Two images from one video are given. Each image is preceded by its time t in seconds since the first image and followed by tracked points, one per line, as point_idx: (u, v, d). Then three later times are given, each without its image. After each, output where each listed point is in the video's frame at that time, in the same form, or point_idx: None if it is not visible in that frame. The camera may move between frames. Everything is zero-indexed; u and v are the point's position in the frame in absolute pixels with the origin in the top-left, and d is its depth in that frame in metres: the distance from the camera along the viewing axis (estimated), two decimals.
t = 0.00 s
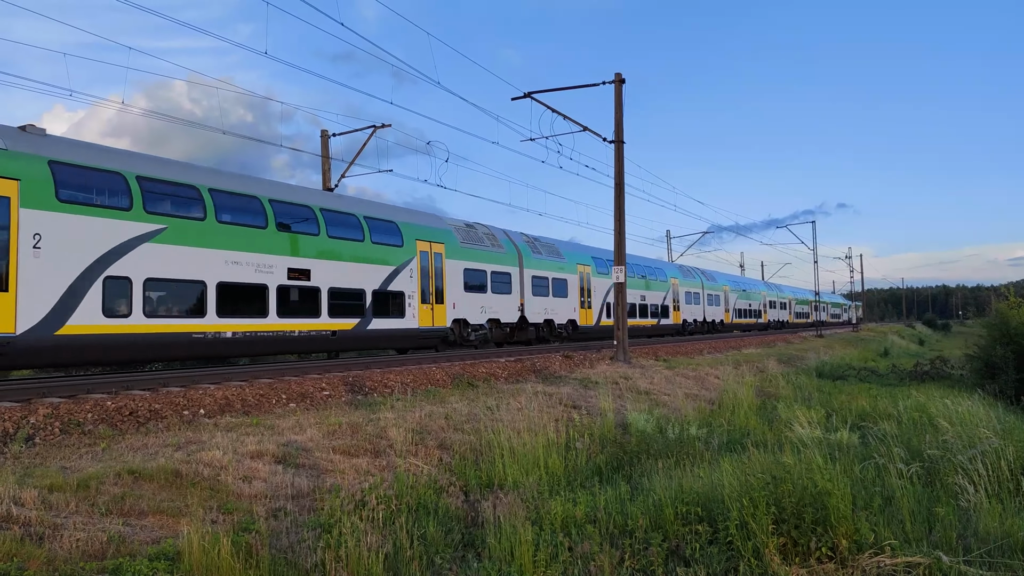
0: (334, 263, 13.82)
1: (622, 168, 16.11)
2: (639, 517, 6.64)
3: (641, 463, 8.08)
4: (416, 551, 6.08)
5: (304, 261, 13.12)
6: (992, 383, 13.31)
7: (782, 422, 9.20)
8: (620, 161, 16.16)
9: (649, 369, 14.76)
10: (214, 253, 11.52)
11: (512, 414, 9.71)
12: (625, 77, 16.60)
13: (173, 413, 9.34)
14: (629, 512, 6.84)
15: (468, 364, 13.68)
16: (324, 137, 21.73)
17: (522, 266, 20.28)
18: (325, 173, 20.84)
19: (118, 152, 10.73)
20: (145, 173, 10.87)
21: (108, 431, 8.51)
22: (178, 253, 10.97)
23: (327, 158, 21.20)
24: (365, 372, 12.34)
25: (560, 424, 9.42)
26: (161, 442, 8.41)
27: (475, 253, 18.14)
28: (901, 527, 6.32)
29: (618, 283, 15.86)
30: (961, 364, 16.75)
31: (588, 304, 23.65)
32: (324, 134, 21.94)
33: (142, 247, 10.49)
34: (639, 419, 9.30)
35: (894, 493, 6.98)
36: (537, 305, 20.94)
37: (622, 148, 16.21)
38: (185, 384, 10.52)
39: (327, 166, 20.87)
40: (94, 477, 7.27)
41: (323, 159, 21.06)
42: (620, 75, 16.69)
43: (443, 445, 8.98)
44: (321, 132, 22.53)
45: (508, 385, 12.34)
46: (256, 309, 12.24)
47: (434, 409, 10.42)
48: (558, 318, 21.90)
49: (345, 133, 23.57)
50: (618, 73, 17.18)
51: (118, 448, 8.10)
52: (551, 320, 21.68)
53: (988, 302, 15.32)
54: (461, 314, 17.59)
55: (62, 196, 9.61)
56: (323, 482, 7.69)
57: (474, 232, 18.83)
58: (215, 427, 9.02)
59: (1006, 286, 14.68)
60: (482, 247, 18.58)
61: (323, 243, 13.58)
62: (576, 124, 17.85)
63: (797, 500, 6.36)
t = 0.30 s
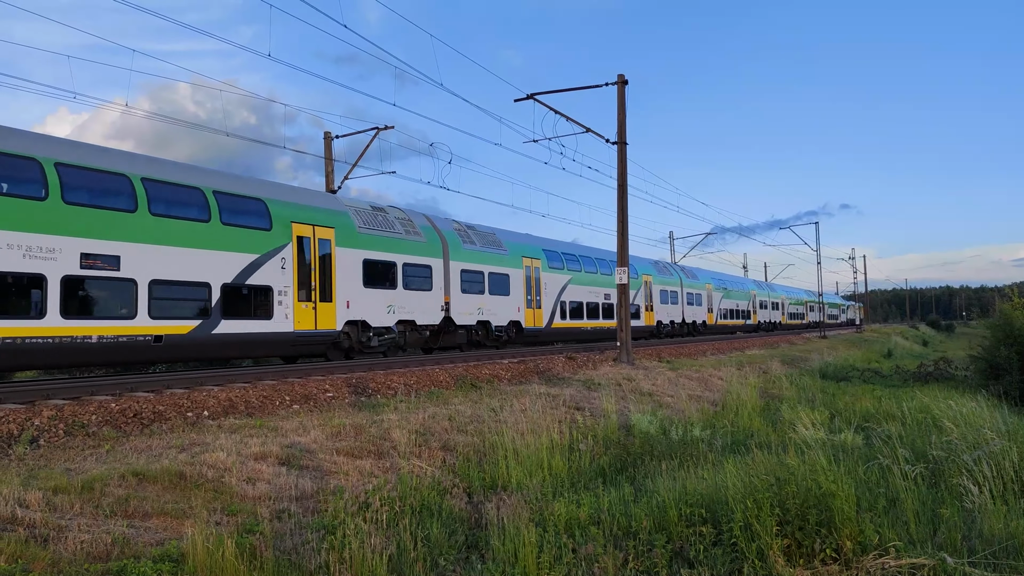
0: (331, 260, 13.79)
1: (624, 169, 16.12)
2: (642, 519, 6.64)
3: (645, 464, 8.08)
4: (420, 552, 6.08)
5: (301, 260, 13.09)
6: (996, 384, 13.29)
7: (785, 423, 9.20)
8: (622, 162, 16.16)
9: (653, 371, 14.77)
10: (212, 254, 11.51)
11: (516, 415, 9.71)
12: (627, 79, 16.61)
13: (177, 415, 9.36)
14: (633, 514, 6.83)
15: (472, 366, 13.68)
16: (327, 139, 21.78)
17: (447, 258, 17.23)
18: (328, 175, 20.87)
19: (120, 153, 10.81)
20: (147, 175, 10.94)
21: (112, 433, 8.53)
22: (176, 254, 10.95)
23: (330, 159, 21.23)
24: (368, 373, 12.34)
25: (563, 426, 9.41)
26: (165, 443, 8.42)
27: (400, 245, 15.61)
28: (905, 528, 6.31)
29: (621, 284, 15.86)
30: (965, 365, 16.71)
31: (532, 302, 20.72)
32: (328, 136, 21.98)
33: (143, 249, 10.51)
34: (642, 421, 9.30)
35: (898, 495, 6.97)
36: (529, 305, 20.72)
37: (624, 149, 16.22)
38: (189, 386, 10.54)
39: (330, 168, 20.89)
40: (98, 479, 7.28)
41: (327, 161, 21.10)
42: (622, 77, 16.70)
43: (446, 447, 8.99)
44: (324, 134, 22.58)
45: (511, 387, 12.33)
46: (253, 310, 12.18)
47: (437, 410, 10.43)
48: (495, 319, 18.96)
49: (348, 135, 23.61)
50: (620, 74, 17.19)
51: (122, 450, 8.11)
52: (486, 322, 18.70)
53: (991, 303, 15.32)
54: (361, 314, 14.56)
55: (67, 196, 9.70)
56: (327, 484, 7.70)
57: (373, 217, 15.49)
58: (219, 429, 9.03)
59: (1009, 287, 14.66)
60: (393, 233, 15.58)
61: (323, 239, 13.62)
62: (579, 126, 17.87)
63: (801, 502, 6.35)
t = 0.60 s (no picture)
0: (327, 256, 14.10)
1: (626, 170, 16.13)
2: (644, 520, 6.63)
3: (647, 465, 8.08)
4: (423, 553, 6.07)
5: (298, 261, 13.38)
6: (998, 385, 13.28)
7: (787, 423, 9.20)
8: (624, 163, 16.17)
9: (655, 371, 14.76)
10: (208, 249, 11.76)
11: (518, 416, 9.72)
12: (629, 80, 16.60)
13: (179, 416, 9.37)
14: (635, 514, 6.82)
15: (473, 367, 13.69)
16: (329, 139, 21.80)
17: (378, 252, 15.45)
18: (330, 175, 20.88)
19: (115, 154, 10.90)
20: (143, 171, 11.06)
21: (114, 434, 8.54)
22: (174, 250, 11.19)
23: (332, 160, 21.25)
24: (369, 374, 12.35)
25: (565, 426, 9.42)
26: (167, 444, 8.43)
27: (384, 243, 15.46)
28: (907, 529, 6.30)
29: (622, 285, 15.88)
30: (968, 366, 16.69)
31: (457, 298, 17.89)
32: (330, 137, 22.00)
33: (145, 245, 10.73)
34: (644, 421, 9.30)
35: (901, 495, 6.97)
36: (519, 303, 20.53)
37: (625, 150, 16.22)
38: (191, 387, 10.55)
39: (332, 169, 20.90)
40: (101, 479, 7.28)
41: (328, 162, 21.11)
42: (624, 78, 16.71)
43: (448, 448, 9.00)
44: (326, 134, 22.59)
45: (513, 388, 12.34)
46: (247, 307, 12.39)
47: (439, 411, 10.44)
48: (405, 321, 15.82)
49: (350, 135, 23.63)
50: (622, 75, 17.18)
51: (124, 450, 8.11)
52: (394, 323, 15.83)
53: (993, 303, 15.30)
54: (201, 312, 11.65)
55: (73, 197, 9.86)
56: (329, 484, 7.70)
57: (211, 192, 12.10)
58: (220, 430, 9.04)
59: (1011, 287, 14.63)
60: (255, 212, 12.65)
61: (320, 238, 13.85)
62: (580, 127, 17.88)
63: (804, 502, 6.34)
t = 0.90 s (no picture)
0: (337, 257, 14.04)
1: (628, 170, 16.13)
2: (647, 520, 6.63)
3: (649, 465, 8.07)
4: (425, 553, 6.07)
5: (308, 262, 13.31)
6: (1001, 384, 13.27)
7: (789, 423, 9.20)
8: (625, 163, 16.16)
9: (657, 371, 14.75)
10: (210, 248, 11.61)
11: (520, 416, 9.72)
12: (630, 80, 16.58)
13: (181, 416, 9.37)
14: (637, 514, 6.82)
15: (475, 367, 13.69)
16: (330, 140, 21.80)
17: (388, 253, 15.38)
18: (332, 176, 20.89)
19: (111, 154, 10.87)
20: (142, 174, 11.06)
21: (117, 434, 8.55)
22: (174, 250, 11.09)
23: (333, 161, 21.25)
24: (372, 375, 12.35)
25: (567, 426, 9.42)
26: (169, 444, 8.43)
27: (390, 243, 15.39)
28: (910, 529, 6.29)
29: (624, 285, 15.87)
30: (970, 366, 16.65)
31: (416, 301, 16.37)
32: (331, 138, 22.00)
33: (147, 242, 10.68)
34: (646, 421, 9.30)
35: (903, 495, 6.96)
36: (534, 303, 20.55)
37: (627, 151, 16.21)
38: (193, 387, 10.56)
39: (334, 169, 20.91)
40: (103, 480, 7.28)
41: (330, 163, 21.11)
42: (625, 78, 16.69)
43: (450, 447, 9.01)
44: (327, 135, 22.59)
45: (515, 388, 12.34)
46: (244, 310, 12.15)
47: (441, 411, 10.44)
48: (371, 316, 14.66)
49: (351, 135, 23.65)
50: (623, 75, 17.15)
51: (127, 450, 8.12)
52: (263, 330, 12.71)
53: (995, 302, 15.28)
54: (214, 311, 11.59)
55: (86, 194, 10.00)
56: (331, 484, 7.70)
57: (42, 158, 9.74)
58: (223, 430, 9.05)
59: (1013, 287, 14.61)
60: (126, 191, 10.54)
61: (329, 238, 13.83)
62: (581, 127, 17.86)
63: (806, 502, 6.33)
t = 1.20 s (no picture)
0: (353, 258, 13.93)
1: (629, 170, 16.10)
2: (649, 519, 6.62)
3: (651, 464, 8.07)
4: (426, 553, 6.06)
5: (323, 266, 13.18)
6: (1004, 384, 13.24)
7: (791, 423, 9.19)
8: (626, 163, 16.14)
9: (659, 371, 14.73)
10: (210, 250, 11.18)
11: (522, 416, 9.72)
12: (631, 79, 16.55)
13: (183, 416, 9.38)
14: (639, 514, 6.81)
15: (477, 367, 13.67)
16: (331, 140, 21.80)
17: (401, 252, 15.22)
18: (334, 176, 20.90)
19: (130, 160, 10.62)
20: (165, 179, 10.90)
21: (119, 434, 8.56)
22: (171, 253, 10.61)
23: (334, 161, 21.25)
24: (374, 375, 12.34)
25: (570, 426, 9.42)
26: (171, 444, 8.43)
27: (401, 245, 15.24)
28: (913, 529, 6.28)
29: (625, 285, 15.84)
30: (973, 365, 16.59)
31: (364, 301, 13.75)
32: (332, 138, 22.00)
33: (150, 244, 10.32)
34: (648, 421, 9.30)
35: (906, 495, 6.95)
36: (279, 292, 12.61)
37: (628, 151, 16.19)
38: (195, 387, 10.56)
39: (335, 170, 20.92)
40: (105, 480, 7.28)
41: (331, 163, 21.11)
42: (626, 78, 16.67)
43: (452, 447, 9.01)
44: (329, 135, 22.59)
45: (517, 388, 12.34)
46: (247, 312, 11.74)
47: (443, 411, 10.44)
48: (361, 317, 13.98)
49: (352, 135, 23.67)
50: (623, 75, 17.11)
51: (129, 450, 8.13)
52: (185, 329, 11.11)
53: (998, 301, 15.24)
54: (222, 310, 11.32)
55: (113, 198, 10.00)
56: (333, 484, 7.70)
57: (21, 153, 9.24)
58: (225, 430, 9.05)
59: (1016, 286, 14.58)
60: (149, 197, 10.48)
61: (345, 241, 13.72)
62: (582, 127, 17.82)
63: (808, 502, 6.32)
